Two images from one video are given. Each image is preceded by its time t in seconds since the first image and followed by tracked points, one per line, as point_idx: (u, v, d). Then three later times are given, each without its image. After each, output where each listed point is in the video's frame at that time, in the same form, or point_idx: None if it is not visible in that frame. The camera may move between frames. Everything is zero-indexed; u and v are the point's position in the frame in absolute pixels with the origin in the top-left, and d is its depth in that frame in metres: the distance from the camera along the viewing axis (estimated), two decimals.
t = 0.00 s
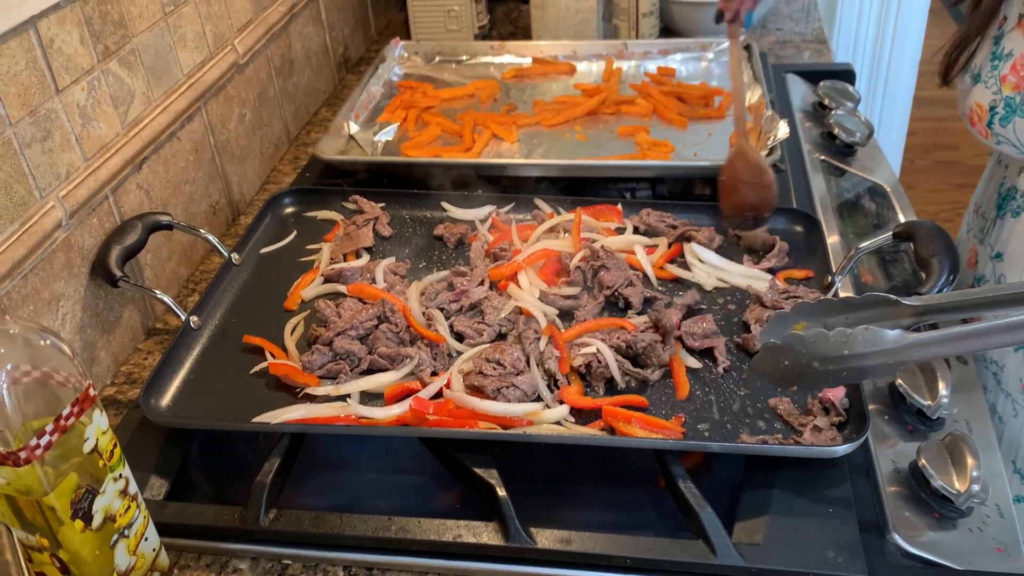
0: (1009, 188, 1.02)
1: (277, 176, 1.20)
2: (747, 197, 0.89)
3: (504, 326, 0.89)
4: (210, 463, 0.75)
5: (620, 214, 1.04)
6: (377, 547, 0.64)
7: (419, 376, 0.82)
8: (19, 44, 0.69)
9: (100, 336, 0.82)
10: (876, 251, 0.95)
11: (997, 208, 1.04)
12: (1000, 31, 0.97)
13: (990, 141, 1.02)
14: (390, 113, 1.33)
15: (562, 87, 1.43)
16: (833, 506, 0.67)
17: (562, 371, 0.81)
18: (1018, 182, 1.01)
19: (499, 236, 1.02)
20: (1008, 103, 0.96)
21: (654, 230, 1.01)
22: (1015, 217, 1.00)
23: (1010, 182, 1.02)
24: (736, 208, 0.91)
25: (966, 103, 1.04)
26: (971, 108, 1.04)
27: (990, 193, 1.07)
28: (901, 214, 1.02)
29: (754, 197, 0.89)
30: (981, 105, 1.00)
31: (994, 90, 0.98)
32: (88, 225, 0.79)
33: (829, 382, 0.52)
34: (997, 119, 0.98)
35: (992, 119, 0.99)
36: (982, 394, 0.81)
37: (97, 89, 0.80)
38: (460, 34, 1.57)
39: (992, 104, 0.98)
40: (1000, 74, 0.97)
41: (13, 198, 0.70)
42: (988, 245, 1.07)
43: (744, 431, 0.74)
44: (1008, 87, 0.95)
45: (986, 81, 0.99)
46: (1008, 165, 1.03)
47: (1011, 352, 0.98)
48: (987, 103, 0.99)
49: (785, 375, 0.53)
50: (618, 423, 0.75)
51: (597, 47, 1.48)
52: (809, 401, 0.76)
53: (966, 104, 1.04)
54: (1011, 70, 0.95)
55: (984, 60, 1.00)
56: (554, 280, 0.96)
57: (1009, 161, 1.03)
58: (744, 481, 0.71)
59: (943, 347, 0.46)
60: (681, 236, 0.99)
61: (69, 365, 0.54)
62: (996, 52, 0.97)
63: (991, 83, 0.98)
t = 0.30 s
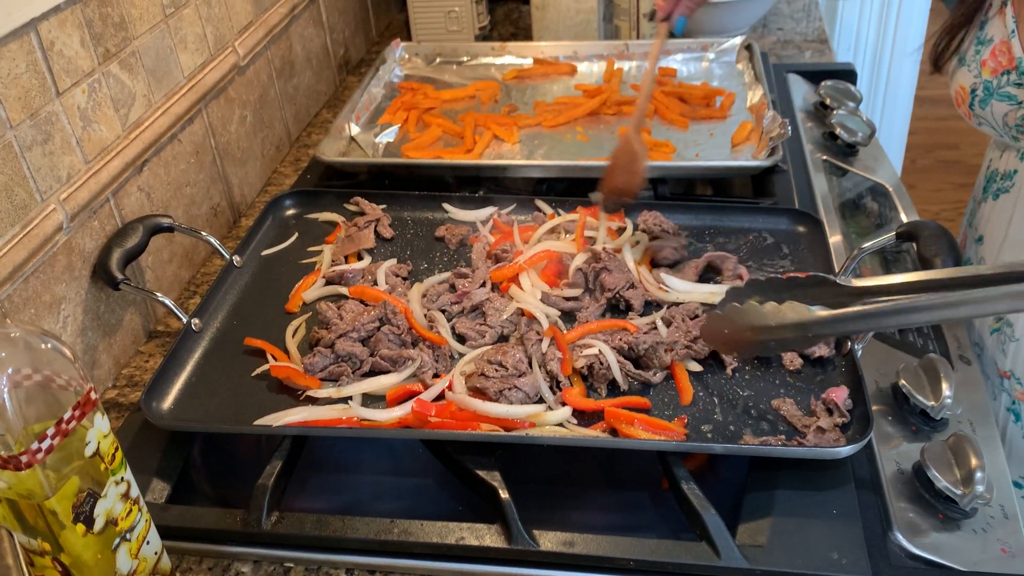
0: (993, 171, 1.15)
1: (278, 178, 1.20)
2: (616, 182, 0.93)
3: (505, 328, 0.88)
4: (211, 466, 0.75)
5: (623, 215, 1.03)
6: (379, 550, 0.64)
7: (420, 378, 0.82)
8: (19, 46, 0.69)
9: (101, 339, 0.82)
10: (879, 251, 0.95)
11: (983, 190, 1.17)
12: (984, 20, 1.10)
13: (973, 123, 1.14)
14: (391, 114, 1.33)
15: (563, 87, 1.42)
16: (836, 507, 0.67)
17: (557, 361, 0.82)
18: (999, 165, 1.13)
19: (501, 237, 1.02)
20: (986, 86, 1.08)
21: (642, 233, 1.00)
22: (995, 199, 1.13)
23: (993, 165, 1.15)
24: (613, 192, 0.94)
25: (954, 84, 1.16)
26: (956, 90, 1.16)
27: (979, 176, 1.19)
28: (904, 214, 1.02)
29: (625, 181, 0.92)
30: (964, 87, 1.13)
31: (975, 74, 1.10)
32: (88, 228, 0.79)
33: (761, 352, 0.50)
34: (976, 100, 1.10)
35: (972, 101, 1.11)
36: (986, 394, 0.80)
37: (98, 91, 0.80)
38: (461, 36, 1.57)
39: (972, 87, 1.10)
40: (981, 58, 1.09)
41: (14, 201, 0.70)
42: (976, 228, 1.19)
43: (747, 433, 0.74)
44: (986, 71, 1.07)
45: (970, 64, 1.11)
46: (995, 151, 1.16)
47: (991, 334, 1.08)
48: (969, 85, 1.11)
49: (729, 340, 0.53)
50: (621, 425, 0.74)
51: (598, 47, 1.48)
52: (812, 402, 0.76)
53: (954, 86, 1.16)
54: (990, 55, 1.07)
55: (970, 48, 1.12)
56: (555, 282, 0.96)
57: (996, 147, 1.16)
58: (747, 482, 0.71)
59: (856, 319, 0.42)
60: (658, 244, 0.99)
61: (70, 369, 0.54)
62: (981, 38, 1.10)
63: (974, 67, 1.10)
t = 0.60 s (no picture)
0: (969, 177, 1.09)
1: (278, 179, 1.20)
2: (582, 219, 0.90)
3: (503, 328, 0.88)
4: (211, 466, 0.75)
5: (623, 215, 1.02)
6: (379, 551, 0.64)
7: (420, 379, 0.81)
8: (18, 47, 0.69)
9: (101, 340, 0.82)
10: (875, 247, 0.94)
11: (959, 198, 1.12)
12: (954, 22, 1.00)
13: (947, 129, 1.07)
14: (391, 114, 1.33)
15: (563, 87, 1.42)
16: (837, 507, 0.67)
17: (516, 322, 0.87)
18: (975, 172, 1.08)
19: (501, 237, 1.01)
20: (960, 94, 1.00)
21: (649, 233, 1.00)
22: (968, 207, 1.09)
23: (968, 171, 1.10)
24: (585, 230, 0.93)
25: (925, 89, 1.08)
26: (929, 95, 1.08)
27: (955, 181, 1.14)
28: (903, 212, 1.00)
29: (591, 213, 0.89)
30: (936, 93, 1.04)
31: (947, 81, 1.01)
32: (88, 229, 0.79)
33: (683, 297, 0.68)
34: (951, 108, 1.02)
35: (946, 109, 1.03)
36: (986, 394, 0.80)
37: (97, 92, 0.80)
38: (461, 36, 1.57)
39: (945, 94, 1.02)
40: (953, 64, 1.00)
41: (13, 201, 0.70)
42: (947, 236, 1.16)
43: (747, 433, 0.74)
44: (959, 78, 0.99)
45: (941, 70, 1.02)
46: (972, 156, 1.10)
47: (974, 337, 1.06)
48: (942, 92, 1.02)
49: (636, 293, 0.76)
50: (621, 425, 0.74)
51: (598, 47, 1.48)
52: (812, 402, 0.76)
53: (926, 91, 1.08)
54: (962, 62, 0.98)
55: (939, 52, 1.03)
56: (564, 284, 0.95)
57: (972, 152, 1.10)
58: (748, 482, 0.71)
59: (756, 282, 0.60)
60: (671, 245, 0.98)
61: (69, 370, 0.54)
62: (951, 43, 1.01)
63: (945, 74, 1.01)
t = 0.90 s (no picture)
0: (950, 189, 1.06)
1: (281, 179, 1.20)
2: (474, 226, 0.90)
3: (501, 330, 0.88)
4: (214, 467, 0.75)
5: (624, 215, 1.03)
6: (382, 552, 0.64)
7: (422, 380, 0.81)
8: (22, 48, 0.69)
9: (104, 340, 0.82)
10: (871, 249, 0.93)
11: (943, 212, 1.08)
12: (920, 35, 0.97)
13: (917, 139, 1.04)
14: (394, 115, 1.33)
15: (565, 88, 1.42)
16: (840, 509, 0.67)
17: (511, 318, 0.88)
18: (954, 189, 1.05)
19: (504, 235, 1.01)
20: (928, 107, 0.96)
21: (653, 234, 1.01)
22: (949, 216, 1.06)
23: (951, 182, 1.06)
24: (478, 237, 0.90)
25: (895, 103, 1.04)
26: (898, 109, 1.04)
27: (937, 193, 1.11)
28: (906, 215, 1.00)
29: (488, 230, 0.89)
30: (905, 107, 1.00)
31: (914, 94, 0.98)
32: (91, 229, 0.79)
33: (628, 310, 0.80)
34: (920, 121, 0.99)
35: (914, 121, 1.00)
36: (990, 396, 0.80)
37: (100, 93, 0.80)
38: (463, 36, 1.57)
39: (912, 107, 0.98)
40: (919, 77, 0.97)
41: (16, 202, 0.70)
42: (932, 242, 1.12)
43: (750, 434, 0.74)
44: (926, 91, 0.96)
45: (908, 84, 0.99)
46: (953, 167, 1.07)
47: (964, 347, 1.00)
48: (910, 106, 0.99)
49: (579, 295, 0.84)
50: (624, 426, 0.74)
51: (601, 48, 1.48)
52: (815, 404, 0.76)
53: (895, 105, 1.04)
54: (928, 75, 0.95)
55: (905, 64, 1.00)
56: (570, 287, 0.94)
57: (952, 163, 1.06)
58: (751, 483, 0.71)
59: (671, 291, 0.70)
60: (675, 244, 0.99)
61: (72, 371, 0.54)
62: (918, 56, 0.98)
63: (911, 86, 0.98)
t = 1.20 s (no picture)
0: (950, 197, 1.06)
1: (285, 179, 1.20)
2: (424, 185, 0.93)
3: (506, 327, 0.88)
4: (218, 467, 0.75)
5: (629, 216, 1.04)
6: (386, 553, 0.64)
7: (427, 380, 0.81)
8: (28, 48, 0.69)
9: (109, 340, 0.82)
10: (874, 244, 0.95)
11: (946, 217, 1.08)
12: (918, 45, 0.97)
13: (917, 150, 1.03)
14: (398, 116, 1.33)
15: (570, 88, 1.42)
16: (845, 511, 0.67)
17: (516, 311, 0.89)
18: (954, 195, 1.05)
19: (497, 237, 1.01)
20: (925, 118, 0.96)
21: (658, 235, 1.00)
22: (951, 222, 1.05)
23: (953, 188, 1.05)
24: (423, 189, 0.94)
25: (896, 113, 1.04)
26: (898, 119, 1.04)
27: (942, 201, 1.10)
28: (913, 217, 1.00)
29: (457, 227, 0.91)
30: (904, 117, 1.01)
31: (912, 105, 0.98)
32: (97, 230, 0.79)
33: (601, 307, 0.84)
34: (918, 131, 0.98)
35: (913, 131, 1.00)
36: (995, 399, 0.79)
37: (106, 93, 0.80)
38: (468, 36, 1.57)
39: (911, 118, 0.99)
40: (917, 88, 0.97)
41: (22, 202, 0.70)
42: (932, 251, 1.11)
43: (756, 435, 0.74)
44: (923, 102, 0.96)
45: (907, 94, 0.99)
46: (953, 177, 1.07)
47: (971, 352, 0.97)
48: (908, 116, 0.99)
49: (563, 297, 0.84)
50: (629, 428, 0.74)
51: (605, 48, 1.48)
52: (821, 405, 0.76)
53: (896, 114, 1.04)
54: (925, 85, 0.95)
55: (904, 75, 1.00)
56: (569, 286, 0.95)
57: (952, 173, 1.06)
58: (756, 484, 0.71)
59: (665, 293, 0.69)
60: (680, 246, 0.98)
61: (79, 370, 0.54)
62: (915, 67, 0.98)
63: (910, 97, 0.98)
